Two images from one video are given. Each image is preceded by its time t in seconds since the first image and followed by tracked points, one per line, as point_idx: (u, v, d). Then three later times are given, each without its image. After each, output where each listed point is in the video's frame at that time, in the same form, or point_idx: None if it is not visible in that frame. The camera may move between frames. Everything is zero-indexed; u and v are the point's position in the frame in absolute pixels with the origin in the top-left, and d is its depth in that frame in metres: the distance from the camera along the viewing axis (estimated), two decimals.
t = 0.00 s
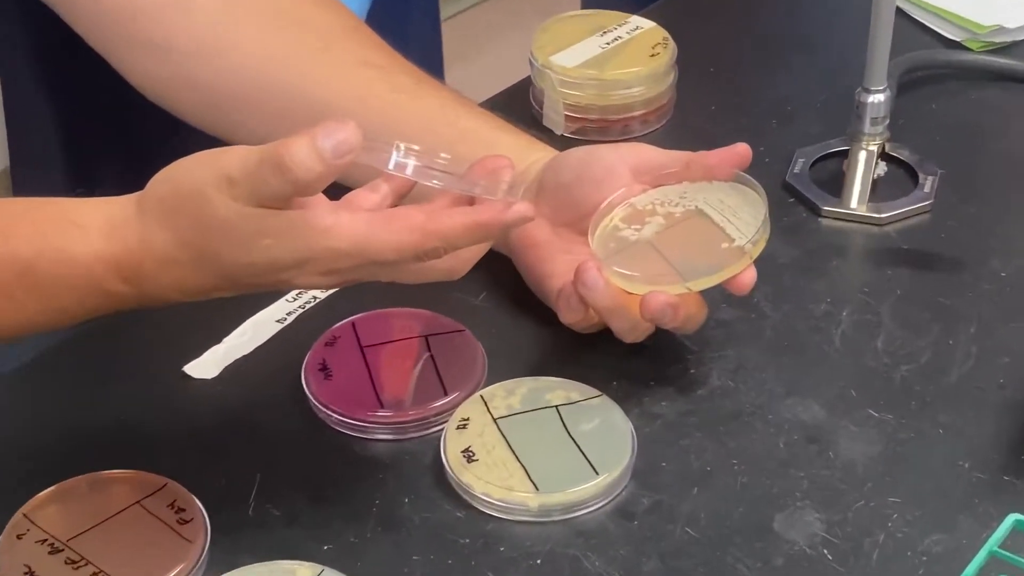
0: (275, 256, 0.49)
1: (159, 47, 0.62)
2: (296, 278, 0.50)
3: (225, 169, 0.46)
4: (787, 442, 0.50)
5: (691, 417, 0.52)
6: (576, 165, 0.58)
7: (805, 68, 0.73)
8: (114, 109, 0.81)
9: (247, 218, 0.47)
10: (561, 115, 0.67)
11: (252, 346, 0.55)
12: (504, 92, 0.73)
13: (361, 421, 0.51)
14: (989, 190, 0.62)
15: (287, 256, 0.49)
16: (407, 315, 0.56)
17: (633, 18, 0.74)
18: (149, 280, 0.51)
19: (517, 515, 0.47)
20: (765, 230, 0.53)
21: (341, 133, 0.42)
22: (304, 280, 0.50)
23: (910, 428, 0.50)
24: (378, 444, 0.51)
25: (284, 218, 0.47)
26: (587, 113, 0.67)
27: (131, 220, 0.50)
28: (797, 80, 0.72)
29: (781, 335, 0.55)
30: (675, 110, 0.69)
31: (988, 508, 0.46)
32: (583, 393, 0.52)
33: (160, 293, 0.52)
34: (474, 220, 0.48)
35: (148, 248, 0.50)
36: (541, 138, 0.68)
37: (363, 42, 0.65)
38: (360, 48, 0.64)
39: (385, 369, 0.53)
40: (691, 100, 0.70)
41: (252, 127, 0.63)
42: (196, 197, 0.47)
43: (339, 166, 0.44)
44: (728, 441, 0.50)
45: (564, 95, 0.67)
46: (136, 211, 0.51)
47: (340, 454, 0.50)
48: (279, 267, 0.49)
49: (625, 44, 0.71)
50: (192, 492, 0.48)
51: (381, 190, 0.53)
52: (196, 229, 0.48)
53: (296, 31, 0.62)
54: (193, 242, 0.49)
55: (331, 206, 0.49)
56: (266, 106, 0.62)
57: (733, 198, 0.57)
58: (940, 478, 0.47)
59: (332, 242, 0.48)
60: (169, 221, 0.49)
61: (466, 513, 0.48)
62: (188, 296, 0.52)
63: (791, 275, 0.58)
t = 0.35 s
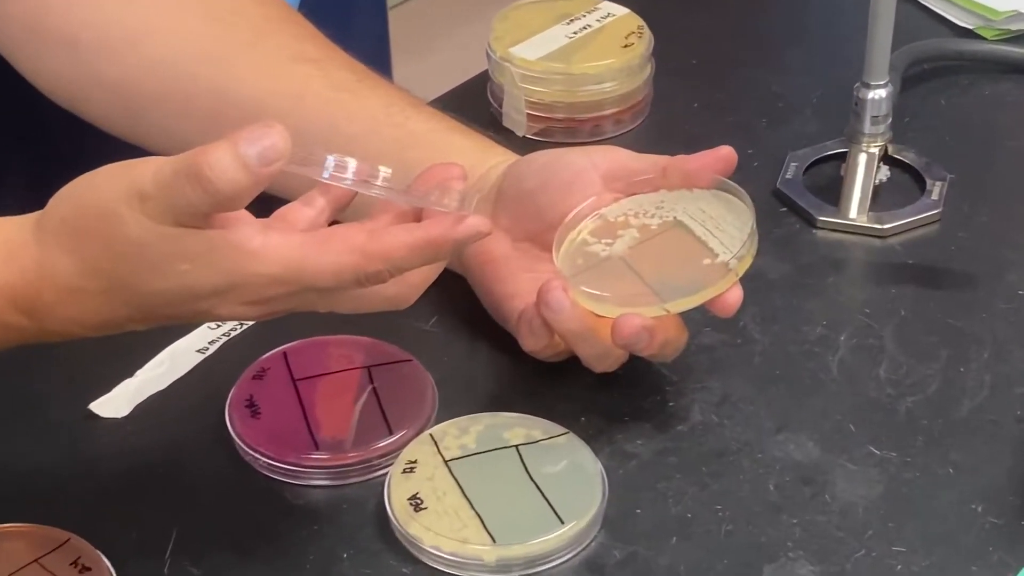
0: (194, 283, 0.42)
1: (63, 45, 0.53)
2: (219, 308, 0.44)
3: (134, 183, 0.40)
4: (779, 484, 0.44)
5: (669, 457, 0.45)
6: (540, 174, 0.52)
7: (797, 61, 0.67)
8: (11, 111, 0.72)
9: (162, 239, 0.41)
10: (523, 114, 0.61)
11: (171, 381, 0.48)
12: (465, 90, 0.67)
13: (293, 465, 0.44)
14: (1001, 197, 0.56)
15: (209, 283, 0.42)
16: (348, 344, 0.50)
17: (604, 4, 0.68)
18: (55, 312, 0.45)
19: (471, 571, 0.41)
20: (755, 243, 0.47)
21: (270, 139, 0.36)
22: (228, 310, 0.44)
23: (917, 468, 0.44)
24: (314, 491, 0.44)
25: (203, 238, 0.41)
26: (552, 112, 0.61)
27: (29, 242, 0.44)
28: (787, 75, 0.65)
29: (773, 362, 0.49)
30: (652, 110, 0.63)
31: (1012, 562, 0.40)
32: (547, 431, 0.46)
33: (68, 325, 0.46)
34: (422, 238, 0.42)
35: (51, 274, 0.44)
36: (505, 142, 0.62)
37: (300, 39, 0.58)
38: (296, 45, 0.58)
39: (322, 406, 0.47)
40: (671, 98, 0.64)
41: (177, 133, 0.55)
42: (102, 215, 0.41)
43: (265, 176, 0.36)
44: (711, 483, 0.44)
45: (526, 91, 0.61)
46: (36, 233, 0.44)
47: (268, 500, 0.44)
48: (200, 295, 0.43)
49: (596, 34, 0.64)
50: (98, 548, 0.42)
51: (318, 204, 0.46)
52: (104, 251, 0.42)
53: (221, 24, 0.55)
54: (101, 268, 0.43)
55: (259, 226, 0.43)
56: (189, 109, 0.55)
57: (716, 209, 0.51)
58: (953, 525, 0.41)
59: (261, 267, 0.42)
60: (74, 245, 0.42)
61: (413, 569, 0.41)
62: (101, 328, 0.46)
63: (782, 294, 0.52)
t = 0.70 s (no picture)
0: (139, 309, 0.40)
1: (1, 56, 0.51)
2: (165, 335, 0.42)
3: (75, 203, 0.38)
4: (754, 510, 0.42)
5: (640, 480, 0.43)
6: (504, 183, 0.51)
7: (772, 67, 0.65)
8: None
9: (106, 261, 0.39)
10: (487, 122, 0.59)
11: (116, 403, 0.46)
12: (432, 97, 0.65)
13: (245, 491, 0.42)
14: (984, 206, 0.54)
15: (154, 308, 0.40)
16: (304, 364, 0.48)
17: (571, 7, 0.66)
18: None
19: None
20: (725, 254, 0.46)
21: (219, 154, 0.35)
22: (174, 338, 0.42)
23: (898, 490, 0.42)
24: (267, 518, 0.42)
25: (148, 260, 0.39)
26: (517, 119, 0.59)
27: None
28: (763, 81, 0.63)
29: (747, 381, 0.47)
30: (624, 118, 0.61)
31: None
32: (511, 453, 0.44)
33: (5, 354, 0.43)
34: (378, 260, 0.40)
35: None
36: (472, 152, 0.60)
37: (253, 45, 0.56)
38: (250, 52, 0.56)
39: (276, 429, 0.45)
40: (643, 104, 0.62)
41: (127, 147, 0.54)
42: (42, 237, 0.39)
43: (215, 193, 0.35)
44: (683, 508, 0.42)
45: (490, 98, 0.59)
46: None
47: (219, 527, 0.42)
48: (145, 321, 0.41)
49: (562, 38, 0.62)
50: None
51: (273, 227, 0.45)
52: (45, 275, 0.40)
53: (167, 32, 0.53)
54: (39, 290, 0.41)
55: (209, 248, 0.41)
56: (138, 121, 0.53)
57: (686, 215, 0.49)
58: (936, 551, 0.39)
59: (208, 291, 0.40)
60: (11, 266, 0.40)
61: None
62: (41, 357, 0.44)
63: (758, 309, 0.50)
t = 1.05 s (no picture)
0: (106, 326, 0.40)
1: None
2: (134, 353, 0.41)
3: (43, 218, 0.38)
4: (735, 520, 0.41)
5: (619, 490, 0.43)
6: (480, 189, 0.50)
7: (755, 70, 0.64)
8: None
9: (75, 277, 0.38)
10: (462, 126, 0.58)
11: (85, 411, 0.46)
12: (410, 101, 0.64)
13: (216, 503, 0.42)
14: (969, 211, 0.53)
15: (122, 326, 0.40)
16: (278, 374, 0.47)
17: (547, 9, 0.65)
18: None
19: None
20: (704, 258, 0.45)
21: (188, 168, 0.34)
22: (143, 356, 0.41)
23: (882, 500, 0.41)
24: (239, 530, 0.42)
25: (117, 276, 0.38)
26: (493, 124, 0.58)
27: None
28: (745, 85, 0.63)
29: (727, 389, 0.46)
30: (604, 123, 0.60)
31: None
32: (488, 463, 0.43)
33: None
34: (350, 276, 0.39)
35: None
36: (450, 157, 0.59)
37: (223, 50, 0.55)
38: (221, 57, 0.55)
39: (248, 440, 0.44)
40: (624, 108, 0.61)
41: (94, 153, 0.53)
42: (10, 253, 0.38)
43: (183, 208, 0.34)
44: (663, 519, 0.41)
45: (466, 103, 0.58)
46: None
47: (188, 540, 0.41)
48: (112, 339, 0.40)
49: (539, 41, 0.62)
50: None
51: (244, 243, 0.45)
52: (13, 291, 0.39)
53: (134, 36, 0.53)
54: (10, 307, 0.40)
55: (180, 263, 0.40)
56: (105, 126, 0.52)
57: (663, 216, 0.48)
58: (920, 561, 0.39)
59: (177, 308, 0.39)
60: None
61: None
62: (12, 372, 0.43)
63: (739, 316, 0.49)
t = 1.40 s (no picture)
0: (104, 329, 0.39)
1: None
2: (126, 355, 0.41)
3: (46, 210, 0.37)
4: (719, 522, 0.41)
5: (602, 491, 0.43)
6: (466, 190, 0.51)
7: (740, 73, 0.64)
8: None
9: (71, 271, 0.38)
10: (447, 127, 0.58)
11: (68, 413, 0.46)
12: (396, 103, 0.64)
13: (199, 504, 0.42)
14: (954, 213, 0.53)
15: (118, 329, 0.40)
16: (262, 375, 0.47)
17: (531, 11, 0.65)
18: None
19: None
20: (690, 262, 0.45)
21: (188, 161, 0.34)
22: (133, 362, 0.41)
23: (864, 501, 0.41)
24: (222, 532, 0.42)
25: (108, 276, 0.38)
26: (478, 125, 0.58)
27: None
28: (730, 87, 0.63)
29: (711, 390, 0.46)
30: (590, 125, 0.60)
31: None
32: (471, 465, 0.43)
33: None
34: (341, 280, 0.40)
35: None
36: (436, 159, 0.59)
37: (207, 52, 0.55)
38: (205, 60, 0.55)
39: (232, 442, 0.44)
40: (609, 110, 0.61)
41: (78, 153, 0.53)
42: (6, 248, 0.38)
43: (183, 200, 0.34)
44: (646, 520, 0.41)
45: (450, 105, 0.58)
46: None
47: (171, 541, 0.41)
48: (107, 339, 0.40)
49: (523, 42, 0.62)
50: None
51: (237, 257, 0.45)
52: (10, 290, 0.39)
53: (118, 36, 0.53)
54: None
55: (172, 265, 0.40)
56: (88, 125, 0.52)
57: (648, 219, 0.48)
58: (903, 562, 0.39)
59: (171, 308, 0.39)
60: None
61: None
62: None
63: (723, 317, 0.49)
